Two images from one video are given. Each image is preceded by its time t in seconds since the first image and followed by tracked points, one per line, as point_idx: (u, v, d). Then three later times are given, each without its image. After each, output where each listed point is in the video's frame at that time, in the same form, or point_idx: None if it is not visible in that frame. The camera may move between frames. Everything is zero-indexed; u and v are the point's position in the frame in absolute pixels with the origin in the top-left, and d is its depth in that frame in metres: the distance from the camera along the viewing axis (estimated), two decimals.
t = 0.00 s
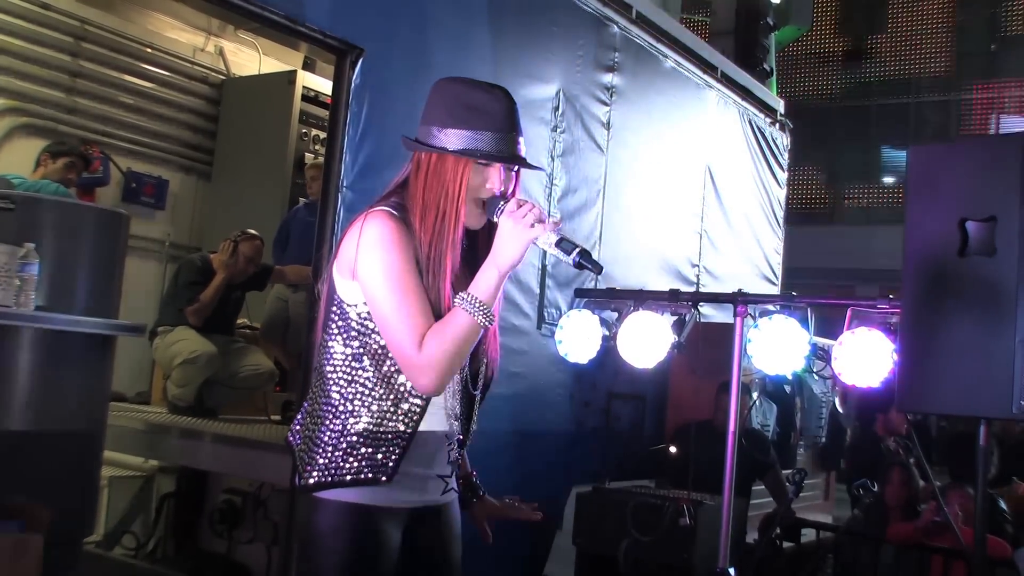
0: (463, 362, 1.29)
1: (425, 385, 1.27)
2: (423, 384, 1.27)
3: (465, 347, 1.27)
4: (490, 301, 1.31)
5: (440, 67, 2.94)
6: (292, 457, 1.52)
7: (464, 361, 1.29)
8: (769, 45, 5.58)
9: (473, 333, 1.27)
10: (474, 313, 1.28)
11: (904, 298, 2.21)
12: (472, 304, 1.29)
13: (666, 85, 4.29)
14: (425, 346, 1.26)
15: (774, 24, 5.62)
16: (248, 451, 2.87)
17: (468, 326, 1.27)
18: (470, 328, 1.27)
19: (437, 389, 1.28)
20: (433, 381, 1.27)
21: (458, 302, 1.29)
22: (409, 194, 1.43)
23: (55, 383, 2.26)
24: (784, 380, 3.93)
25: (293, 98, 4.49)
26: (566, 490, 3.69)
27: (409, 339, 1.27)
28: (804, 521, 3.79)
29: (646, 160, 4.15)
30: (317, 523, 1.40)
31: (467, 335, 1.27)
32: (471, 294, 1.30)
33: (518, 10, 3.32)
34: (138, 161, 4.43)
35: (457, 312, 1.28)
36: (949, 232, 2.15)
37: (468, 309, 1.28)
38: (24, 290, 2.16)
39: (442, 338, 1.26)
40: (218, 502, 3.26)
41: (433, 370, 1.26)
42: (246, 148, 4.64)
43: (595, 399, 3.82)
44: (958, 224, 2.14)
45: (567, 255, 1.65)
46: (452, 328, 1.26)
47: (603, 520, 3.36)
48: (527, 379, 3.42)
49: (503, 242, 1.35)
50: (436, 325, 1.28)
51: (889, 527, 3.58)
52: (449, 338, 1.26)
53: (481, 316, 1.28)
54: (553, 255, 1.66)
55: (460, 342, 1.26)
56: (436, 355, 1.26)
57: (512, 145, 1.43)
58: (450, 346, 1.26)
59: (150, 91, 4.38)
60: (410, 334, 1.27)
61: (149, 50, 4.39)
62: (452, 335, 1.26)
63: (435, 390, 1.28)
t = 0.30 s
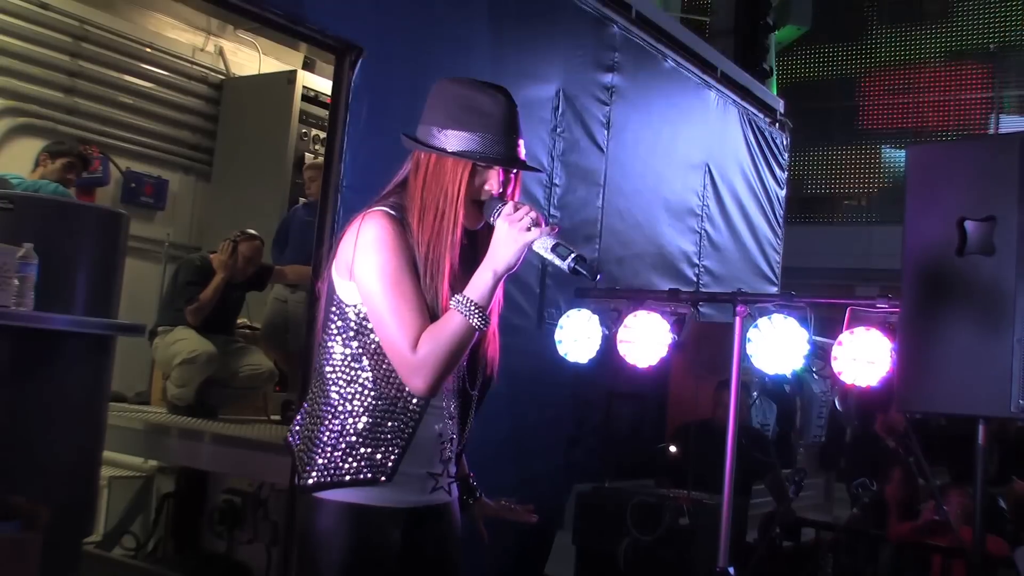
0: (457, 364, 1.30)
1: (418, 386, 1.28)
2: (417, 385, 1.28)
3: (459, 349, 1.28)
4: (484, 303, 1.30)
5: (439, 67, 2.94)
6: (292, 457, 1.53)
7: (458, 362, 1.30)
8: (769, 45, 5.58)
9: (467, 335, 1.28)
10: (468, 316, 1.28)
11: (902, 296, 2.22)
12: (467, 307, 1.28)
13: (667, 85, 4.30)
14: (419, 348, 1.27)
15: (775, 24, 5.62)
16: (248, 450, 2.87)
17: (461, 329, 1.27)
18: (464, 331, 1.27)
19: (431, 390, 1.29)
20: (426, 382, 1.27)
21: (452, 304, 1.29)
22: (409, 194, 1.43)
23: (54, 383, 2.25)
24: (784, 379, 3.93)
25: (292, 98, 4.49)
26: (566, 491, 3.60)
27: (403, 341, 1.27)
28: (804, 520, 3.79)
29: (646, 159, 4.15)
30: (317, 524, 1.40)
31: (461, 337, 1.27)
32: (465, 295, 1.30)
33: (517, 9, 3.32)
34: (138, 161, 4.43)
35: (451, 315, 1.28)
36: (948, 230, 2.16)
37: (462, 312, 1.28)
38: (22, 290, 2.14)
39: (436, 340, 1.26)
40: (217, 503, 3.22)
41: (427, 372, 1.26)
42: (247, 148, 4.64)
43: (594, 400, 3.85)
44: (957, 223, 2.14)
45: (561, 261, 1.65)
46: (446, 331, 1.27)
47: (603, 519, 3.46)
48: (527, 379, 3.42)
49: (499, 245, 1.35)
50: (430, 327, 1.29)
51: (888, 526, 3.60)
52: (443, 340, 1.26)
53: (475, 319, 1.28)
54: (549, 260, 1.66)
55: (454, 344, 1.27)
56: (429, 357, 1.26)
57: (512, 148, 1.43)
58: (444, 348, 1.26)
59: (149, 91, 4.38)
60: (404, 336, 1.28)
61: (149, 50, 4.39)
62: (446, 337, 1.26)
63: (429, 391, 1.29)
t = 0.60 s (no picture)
0: (448, 364, 1.30)
1: (409, 386, 1.28)
2: (407, 385, 1.29)
3: (451, 350, 1.28)
4: (477, 305, 1.31)
5: (437, 66, 2.94)
6: (288, 457, 1.53)
7: (449, 363, 1.30)
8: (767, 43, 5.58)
9: (459, 336, 1.28)
10: (460, 317, 1.28)
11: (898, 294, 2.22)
12: (459, 308, 1.29)
13: (664, 84, 4.30)
14: (411, 348, 1.27)
15: (773, 23, 5.63)
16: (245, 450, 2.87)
17: (453, 330, 1.27)
18: (456, 332, 1.28)
19: (421, 390, 1.29)
20: (417, 382, 1.28)
21: (445, 305, 1.29)
22: (404, 193, 1.43)
23: (51, 383, 2.25)
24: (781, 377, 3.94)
25: (290, 97, 4.49)
26: (564, 489, 3.67)
27: (395, 340, 1.28)
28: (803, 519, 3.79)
29: (644, 159, 4.16)
30: (313, 523, 1.40)
31: (453, 338, 1.27)
32: (458, 297, 1.30)
33: (515, 8, 3.32)
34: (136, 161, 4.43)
35: (444, 316, 1.28)
36: (944, 228, 2.16)
37: (455, 313, 1.28)
38: (20, 289, 2.14)
39: (428, 340, 1.27)
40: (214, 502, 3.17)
41: (418, 372, 1.27)
42: (244, 147, 4.63)
43: (593, 400, 3.85)
44: (954, 221, 2.15)
45: (555, 265, 1.65)
46: (438, 332, 1.27)
47: (602, 520, 3.38)
48: (524, 378, 3.42)
49: (492, 247, 1.35)
50: (423, 327, 1.29)
51: (886, 525, 3.61)
52: (435, 340, 1.27)
53: (467, 320, 1.29)
54: (541, 264, 1.67)
55: (445, 345, 1.27)
56: (420, 358, 1.27)
57: (508, 150, 1.44)
58: (435, 349, 1.27)
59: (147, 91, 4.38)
60: (396, 335, 1.28)
61: (146, 49, 4.39)
62: (437, 338, 1.27)
63: (420, 391, 1.29)
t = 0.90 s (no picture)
0: (439, 367, 1.30)
1: (399, 388, 1.28)
2: (397, 386, 1.29)
3: (442, 352, 1.28)
4: (468, 308, 1.31)
5: (434, 66, 2.94)
6: (285, 458, 1.53)
7: (439, 365, 1.30)
8: (764, 43, 5.58)
9: (450, 339, 1.28)
10: (452, 320, 1.28)
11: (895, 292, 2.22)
12: (450, 311, 1.29)
13: (662, 84, 4.30)
14: (401, 350, 1.27)
15: (770, 22, 5.62)
16: (244, 449, 2.87)
17: (444, 333, 1.28)
18: (447, 335, 1.28)
19: (411, 392, 1.29)
20: (406, 384, 1.28)
21: (436, 308, 1.30)
22: (400, 193, 1.43)
23: (49, 383, 2.25)
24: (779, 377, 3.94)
25: (288, 97, 4.50)
26: (563, 488, 3.68)
27: (386, 342, 1.28)
28: (801, 518, 3.79)
29: (642, 158, 4.16)
30: (310, 523, 1.40)
31: (443, 341, 1.28)
32: (449, 300, 1.31)
33: (513, 8, 3.32)
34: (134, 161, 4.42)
35: (435, 318, 1.29)
36: (941, 227, 2.17)
37: (446, 316, 1.28)
38: (18, 290, 2.13)
39: (419, 342, 1.27)
40: (214, 502, 3.19)
41: (408, 374, 1.27)
42: (242, 146, 4.63)
43: (591, 399, 3.86)
44: (951, 219, 2.15)
45: (546, 273, 1.62)
46: (429, 334, 1.27)
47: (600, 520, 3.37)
48: (522, 378, 3.42)
49: (486, 251, 1.35)
50: (414, 329, 1.29)
51: (884, 524, 3.62)
52: (425, 343, 1.27)
53: (458, 323, 1.29)
54: (533, 272, 1.63)
55: (436, 348, 1.27)
56: (411, 360, 1.27)
57: (505, 156, 1.44)
58: (425, 351, 1.27)
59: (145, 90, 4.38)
60: (387, 337, 1.28)
61: (144, 49, 4.38)
62: (428, 340, 1.27)
63: (409, 393, 1.29)
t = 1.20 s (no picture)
0: (423, 369, 1.31)
1: (381, 390, 1.28)
2: (379, 388, 1.29)
3: (426, 356, 1.28)
4: (455, 312, 1.31)
5: (433, 66, 2.94)
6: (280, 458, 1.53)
7: (423, 368, 1.30)
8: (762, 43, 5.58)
9: (435, 343, 1.28)
10: (438, 324, 1.29)
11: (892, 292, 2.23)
12: (437, 315, 1.29)
13: (660, 84, 4.30)
14: (385, 351, 1.27)
15: (768, 22, 5.63)
16: (242, 449, 2.87)
17: (430, 337, 1.28)
18: (432, 339, 1.28)
19: (394, 394, 1.29)
20: (389, 386, 1.28)
21: (423, 312, 1.30)
22: (393, 194, 1.42)
23: (47, 384, 2.25)
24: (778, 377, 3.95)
25: (285, 98, 4.52)
26: (561, 489, 3.69)
27: (371, 343, 1.28)
28: (798, 518, 3.80)
29: (640, 159, 4.16)
30: (304, 523, 1.40)
31: (428, 345, 1.28)
32: (437, 304, 1.31)
33: (511, 9, 3.32)
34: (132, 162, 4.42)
35: (421, 322, 1.29)
36: (939, 227, 2.17)
37: (433, 320, 1.29)
38: (16, 290, 2.13)
39: (404, 345, 1.27)
40: (212, 502, 3.20)
41: (391, 376, 1.27)
42: (240, 147, 4.63)
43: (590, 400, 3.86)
44: (949, 220, 2.16)
45: (533, 288, 1.58)
46: (414, 338, 1.27)
47: (598, 520, 3.37)
48: (521, 378, 3.42)
49: (476, 257, 1.36)
50: (400, 331, 1.29)
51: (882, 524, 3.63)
52: (410, 346, 1.27)
53: (444, 327, 1.29)
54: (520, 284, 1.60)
55: (420, 352, 1.28)
56: (395, 363, 1.27)
57: (500, 162, 1.44)
58: (410, 354, 1.27)
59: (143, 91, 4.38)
60: (371, 338, 1.28)
61: (142, 50, 4.38)
62: (413, 344, 1.27)
63: (391, 395, 1.29)
